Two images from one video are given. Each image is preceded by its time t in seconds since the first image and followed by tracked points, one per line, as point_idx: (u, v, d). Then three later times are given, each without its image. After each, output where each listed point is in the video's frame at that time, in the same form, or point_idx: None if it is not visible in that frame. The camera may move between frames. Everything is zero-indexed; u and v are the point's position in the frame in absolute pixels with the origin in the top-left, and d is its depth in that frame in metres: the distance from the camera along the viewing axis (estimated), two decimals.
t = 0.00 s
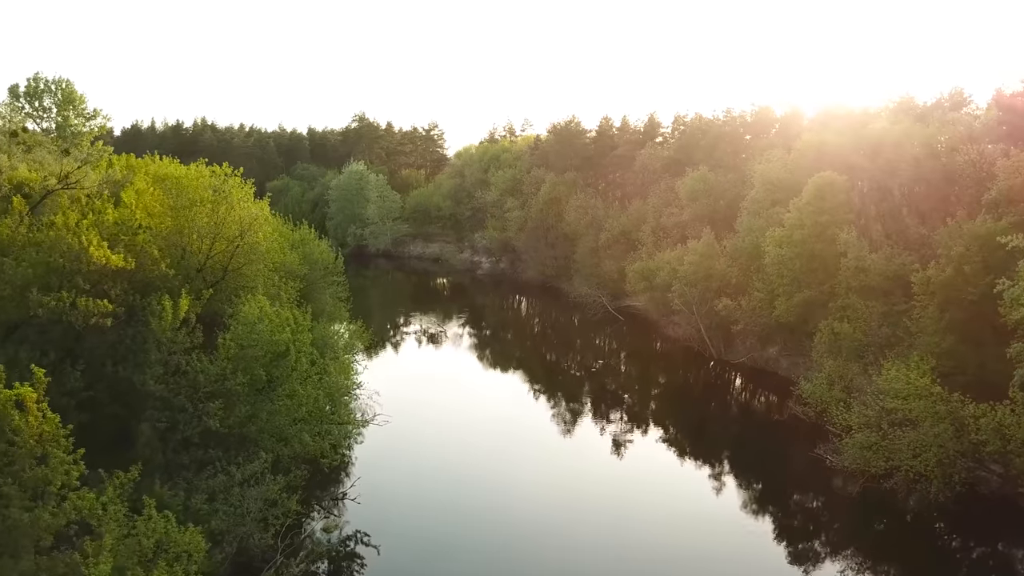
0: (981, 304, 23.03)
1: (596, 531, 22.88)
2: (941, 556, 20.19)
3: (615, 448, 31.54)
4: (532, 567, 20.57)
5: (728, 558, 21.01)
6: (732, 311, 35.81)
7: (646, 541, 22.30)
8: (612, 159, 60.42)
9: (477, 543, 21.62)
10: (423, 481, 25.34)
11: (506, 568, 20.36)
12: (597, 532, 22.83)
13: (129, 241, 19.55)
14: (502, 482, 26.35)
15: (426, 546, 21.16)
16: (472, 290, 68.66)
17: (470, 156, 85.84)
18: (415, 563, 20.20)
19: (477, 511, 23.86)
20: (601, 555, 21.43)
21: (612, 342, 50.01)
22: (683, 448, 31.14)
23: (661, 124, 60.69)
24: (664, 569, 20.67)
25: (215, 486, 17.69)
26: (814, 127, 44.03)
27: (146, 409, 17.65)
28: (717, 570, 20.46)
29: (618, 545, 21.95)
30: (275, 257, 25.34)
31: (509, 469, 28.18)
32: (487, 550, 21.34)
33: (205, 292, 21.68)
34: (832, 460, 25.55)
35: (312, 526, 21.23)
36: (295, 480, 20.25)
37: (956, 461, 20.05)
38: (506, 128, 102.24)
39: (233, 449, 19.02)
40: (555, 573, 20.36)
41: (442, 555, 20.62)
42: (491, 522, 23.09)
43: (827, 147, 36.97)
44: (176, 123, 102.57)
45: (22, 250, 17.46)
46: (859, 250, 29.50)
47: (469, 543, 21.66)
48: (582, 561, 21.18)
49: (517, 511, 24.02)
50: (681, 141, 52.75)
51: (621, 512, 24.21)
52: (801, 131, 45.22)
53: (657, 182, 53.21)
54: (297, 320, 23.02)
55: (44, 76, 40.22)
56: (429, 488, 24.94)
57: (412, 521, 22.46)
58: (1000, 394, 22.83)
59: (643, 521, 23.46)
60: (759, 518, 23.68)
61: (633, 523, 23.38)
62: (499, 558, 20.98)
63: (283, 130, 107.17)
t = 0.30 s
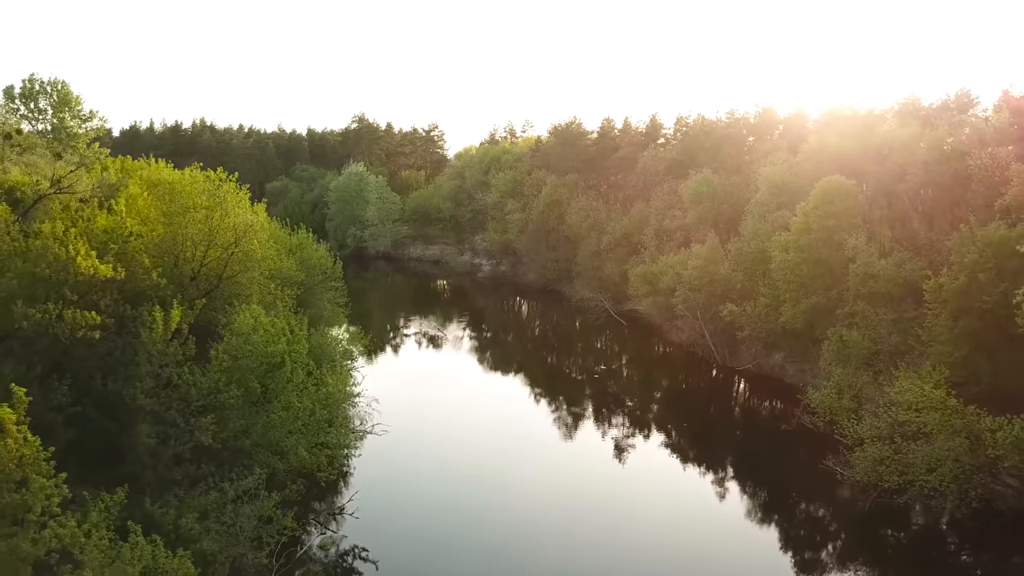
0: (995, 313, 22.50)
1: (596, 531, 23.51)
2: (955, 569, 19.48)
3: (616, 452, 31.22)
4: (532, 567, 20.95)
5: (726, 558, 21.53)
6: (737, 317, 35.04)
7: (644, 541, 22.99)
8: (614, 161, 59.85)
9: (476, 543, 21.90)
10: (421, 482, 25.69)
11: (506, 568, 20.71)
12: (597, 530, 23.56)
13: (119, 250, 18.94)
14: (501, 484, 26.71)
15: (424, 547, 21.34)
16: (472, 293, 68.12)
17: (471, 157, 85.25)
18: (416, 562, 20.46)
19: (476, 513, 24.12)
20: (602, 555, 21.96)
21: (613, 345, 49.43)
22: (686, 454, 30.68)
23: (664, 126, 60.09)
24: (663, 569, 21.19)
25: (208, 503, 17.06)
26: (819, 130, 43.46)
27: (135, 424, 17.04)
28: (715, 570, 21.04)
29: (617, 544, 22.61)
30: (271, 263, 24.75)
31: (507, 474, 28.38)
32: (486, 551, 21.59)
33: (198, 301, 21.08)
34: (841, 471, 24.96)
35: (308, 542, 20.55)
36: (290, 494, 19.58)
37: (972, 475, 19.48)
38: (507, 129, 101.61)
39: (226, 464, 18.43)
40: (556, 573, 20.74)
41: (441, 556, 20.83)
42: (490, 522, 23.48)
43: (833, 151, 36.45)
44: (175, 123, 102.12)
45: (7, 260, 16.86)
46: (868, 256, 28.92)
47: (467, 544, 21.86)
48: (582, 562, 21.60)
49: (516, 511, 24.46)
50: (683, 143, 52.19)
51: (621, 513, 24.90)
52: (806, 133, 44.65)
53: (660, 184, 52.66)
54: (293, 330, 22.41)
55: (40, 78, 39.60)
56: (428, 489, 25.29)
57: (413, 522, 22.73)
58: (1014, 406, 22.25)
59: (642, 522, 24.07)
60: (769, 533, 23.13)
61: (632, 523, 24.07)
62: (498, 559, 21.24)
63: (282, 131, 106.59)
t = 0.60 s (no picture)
0: (1010, 323, 21.94)
1: (596, 532, 23.88)
2: None
3: (618, 457, 30.88)
4: (530, 567, 21.16)
5: (728, 560, 21.71)
6: (742, 323, 34.40)
7: (645, 541, 23.25)
8: (616, 163, 59.24)
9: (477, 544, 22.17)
10: (423, 483, 26.05)
11: (503, 568, 20.93)
12: (597, 530, 23.98)
13: (108, 259, 18.33)
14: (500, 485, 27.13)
15: (423, 548, 21.52)
16: (472, 295, 67.54)
17: (471, 158, 84.63)
18: (415, 562, 20.66)
19: (476, 513, 24.46)
20: (601, 555, 22.32)
21: (615, 349, 48.82)
22: (689, 460, 30.19)
23: (666, 127, 59.49)
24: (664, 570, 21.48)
25: (201, 521, 16.41)
26: (824, 132, 42.86)
27: (124, 441, 16.40)
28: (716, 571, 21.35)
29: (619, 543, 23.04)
30: (266, 271, 24.17)
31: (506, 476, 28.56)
32: (487, 551, 21.88)
33: (191, 311, 20.47)
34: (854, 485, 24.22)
35: (304, 560, 19.83)
36: (286, 511, 18.92)
37: (988, 492, 18.75)
38: (507, 130, 100.98)
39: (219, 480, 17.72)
40: (555, 572, 21.04)
41: (441, 556, 21.03)
42: (490, 523, 23.83)
43: (840, 154, 35.88)
44: (173, 124, 101.57)
45: None
46: (877, 262, 28.31)
47: (468, 545, 22.12)
48: (580, 563, 21.81)
49: (516, 511, 24.83)
50: (687, 145, 51.61)
51: (622, 513, 25.24)
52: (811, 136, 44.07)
53: (662, 187, 52.09)
54: (289, 340, 21.81)
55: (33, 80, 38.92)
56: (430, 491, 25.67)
57: (413, 522, 23.00)
58: None
59: (644, 523, 24.53)
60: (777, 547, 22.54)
61: (633, 524, 24.45)
62: (499, 559, 21.50)
63: (282, 131, 106.04)
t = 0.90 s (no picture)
0: None
1: (596, 531, 23.89)
2: None
3: (619, 462, 30.57)
4: (530, 567, 21.26)
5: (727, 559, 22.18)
6: (748, 329, 33.83)
7: (645, 540, 23.51)
8: (618, 165, 58.60)
9: (477, 545, 22.18)
10: (422, 483, 26.12)
11: (503, 568, 21.05)
12: (598, 529, 24.08)
13: (97, 269, 17.78)
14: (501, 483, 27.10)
15: (423, 549, 21.55)
16: (473, 298, 66.95)
17: (473, 159, 83.99)
18: (415, 563, 20.74)
19: (477, 513, 24.44)
20: (602, 555, 22.39)
21: (617, 353, 48.18)
22: (693, 466, 29.71)
23: (669, 129, 58.89)
24: (665, 569, 21.87)
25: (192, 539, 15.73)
26: (830, 135, 42.24)
27: (114, 457, 15.79)
28: (717, 570, 21.82)
29: (619, 542, 23.26)
30: (261, 276, 23.57)
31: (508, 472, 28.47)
32: (487, 552, 21.92)
33: (182, 321, 19.85)
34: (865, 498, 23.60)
35: None
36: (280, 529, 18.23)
37: (1007, 508, 18.12)
38: (508, 131, 100.28)
39: (212, 498, 17.13)
40: (555, 573, 21.11)
41: (441, 558, 21.07)
42: (490, 523, 23.83)
43: (847, 157, 35.31)
44: (172, 124, 101.16)
45: None
46: (887, 268, 27.72)
47: (468, 545, 22.15)
48: (580, 563, 21.90)
49: (516, 511, 24.83)
50: (690, 147, 51.02)
51: (625, 511, 25.43)
52: (817, 139, 43.46)
53: (665, 190, 51.51)
54: (284, 350, 21.20)
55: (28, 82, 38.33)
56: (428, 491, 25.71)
57: (413, 523, 23.02)
58: None
59: (643, 522, 24.68)
60: (786, 559, 22.00)
61: (633, 523, 24.61)
62: (499, 560, 21.58)
63: (281, 132, 105.43)
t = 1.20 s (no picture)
0: None
1: (595, 533, 24.31)
2: None
3: (622, 468, 30.25)
4: (527, 566, 21.51)
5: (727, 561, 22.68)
6: (753, 336, 33.19)
7: (647, 542, 24.00)
8: (620, 167, 58.01)
9: (475, 544, 22.48)
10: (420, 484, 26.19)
11: (502, 568, 21.21)
12: (598, 531, 24.47)
13: (86, 280, 17.19)
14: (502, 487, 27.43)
15: (422, 547, 21.79)
16: (473, 300, 66.36)
17: (473, 161, 83.36)
18: (415, 562, 20.82)
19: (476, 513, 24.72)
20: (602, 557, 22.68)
21: (619, 357, 47.54)
22: (697, 474, 29.23)
23: (671, 130, 58.29)
24: (666, 570, 22.31)
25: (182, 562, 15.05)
26: (836, 138, 41.64)
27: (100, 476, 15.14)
28: (716, 570, 22.34)
29: (622, 546, 23.51)
30: (256, 284, 22.98)
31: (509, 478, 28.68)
32: (485, 551, 22.21)
33: (174, 332, 19.24)
34: (877, 511, 22.93)
35: None
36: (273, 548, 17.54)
37: None
38: (509, 132, 99.62)
39: (204, 517, 16.51)
40: (552, 572, 21.38)
41: (440, 556, 21.24)
42: (489, 523, 24.14)
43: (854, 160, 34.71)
44: (171, 125, 100.70)
45: None
46: (897, 274, 27.10)
47: (466, 544, 22.44)
48: (580, 564, 22.13)
49: (516, 512, 25.20)
50: (693, 149, 50.43)
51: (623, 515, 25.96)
52: (822, 141, 42.85)
53: (668, 192, 50.92)
54: (280, 362, 20.58)
55: (22, 83, 37.81)
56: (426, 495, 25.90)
57: (412, 522, 23.31)
58: None
59: (644, 524, 25.22)
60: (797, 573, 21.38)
61: (635, 525, 25.08)
62: (496, 559, 21.83)
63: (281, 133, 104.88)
